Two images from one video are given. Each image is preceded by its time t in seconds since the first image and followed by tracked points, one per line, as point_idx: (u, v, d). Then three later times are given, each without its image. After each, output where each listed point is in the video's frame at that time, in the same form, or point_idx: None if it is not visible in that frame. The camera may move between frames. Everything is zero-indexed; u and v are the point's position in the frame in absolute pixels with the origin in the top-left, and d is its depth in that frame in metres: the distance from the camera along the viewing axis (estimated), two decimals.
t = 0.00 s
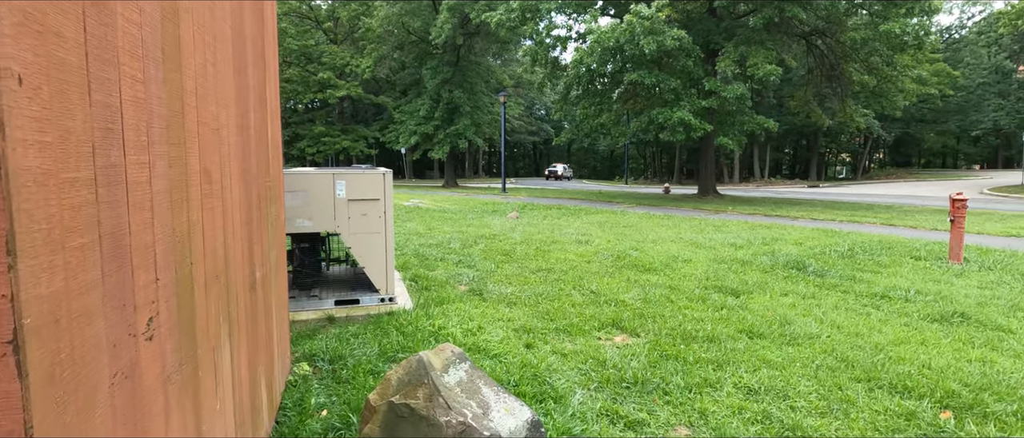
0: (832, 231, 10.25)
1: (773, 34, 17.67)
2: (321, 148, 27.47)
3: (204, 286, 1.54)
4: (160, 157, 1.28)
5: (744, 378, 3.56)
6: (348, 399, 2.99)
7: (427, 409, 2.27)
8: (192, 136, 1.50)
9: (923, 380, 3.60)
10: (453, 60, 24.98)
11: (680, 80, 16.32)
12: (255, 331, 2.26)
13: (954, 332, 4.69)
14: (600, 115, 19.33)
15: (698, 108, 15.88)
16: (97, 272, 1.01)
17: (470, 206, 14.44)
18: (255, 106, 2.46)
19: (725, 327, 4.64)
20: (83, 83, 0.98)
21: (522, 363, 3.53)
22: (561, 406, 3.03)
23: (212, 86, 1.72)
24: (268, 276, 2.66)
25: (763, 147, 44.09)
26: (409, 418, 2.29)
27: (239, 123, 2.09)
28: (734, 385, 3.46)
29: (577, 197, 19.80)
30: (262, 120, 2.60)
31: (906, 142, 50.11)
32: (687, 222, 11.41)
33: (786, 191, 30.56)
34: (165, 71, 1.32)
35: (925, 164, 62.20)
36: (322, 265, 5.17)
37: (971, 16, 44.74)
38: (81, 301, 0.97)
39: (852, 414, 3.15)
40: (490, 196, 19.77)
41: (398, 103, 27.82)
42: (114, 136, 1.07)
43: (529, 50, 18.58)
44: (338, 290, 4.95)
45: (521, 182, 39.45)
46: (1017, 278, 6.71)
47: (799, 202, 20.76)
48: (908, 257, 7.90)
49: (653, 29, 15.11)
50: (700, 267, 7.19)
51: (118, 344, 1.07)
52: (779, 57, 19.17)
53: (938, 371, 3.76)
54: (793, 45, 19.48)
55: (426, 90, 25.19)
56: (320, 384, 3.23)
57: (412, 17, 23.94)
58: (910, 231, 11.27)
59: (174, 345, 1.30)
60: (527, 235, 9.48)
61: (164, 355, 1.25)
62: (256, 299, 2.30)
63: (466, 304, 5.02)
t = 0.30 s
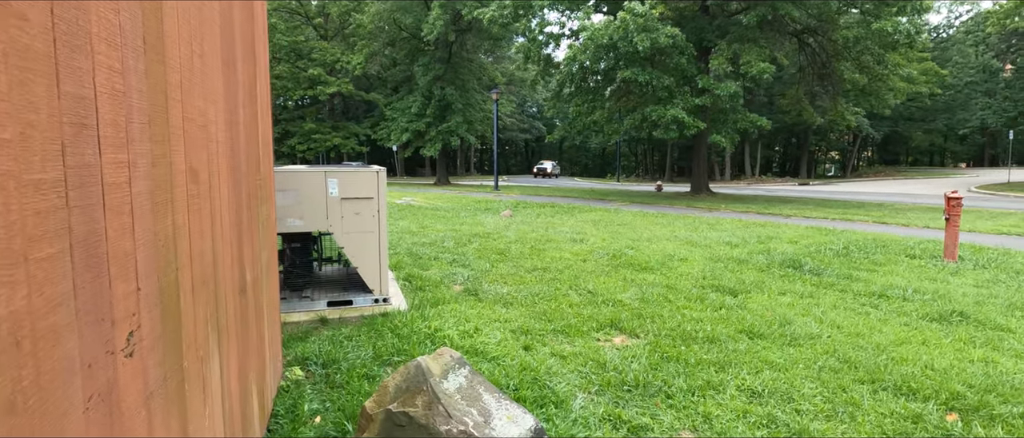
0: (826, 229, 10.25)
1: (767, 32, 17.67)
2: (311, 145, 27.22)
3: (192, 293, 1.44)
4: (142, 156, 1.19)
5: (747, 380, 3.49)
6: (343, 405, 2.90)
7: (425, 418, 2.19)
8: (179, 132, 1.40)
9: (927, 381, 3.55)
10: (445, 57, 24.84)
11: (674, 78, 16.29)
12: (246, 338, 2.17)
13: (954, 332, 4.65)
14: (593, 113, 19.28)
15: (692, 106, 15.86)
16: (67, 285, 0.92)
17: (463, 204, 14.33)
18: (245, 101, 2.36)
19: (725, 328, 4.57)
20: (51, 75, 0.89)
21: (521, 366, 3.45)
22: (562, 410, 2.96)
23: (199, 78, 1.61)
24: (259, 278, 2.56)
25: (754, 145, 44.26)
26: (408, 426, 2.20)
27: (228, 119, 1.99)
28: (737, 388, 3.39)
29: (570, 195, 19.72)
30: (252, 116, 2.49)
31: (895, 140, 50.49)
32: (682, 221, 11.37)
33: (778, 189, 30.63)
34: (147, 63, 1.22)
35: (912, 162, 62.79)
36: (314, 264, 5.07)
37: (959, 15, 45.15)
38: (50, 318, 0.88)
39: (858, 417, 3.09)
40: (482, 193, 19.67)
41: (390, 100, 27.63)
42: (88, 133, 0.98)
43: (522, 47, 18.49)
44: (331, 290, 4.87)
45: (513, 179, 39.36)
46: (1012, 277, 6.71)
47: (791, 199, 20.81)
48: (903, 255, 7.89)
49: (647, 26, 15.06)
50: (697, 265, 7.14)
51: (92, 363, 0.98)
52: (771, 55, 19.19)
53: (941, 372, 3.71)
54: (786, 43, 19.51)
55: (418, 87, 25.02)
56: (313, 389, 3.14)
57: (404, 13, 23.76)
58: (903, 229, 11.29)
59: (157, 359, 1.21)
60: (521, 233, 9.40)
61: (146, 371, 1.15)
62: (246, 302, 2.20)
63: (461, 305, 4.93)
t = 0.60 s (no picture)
0: (820, 224, 10.25)
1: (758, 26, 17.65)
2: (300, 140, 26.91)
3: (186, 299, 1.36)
4: (131, 153, 1.09)
5: (751, 378, 3.44)
6: (340, 409, 2.81)
7: (429, 424, 2.11)
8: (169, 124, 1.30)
9: (931, 378, 3.52)
10: (435, 50, 24.62)
11: (666, 72, 16.23)
12: (241, 342, 2.08)
13: (953, 327, 4.63)
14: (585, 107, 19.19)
15: (684, 100, 15.82)
16: (50, 301, 0.83)
17: (455, 199, 14.21)
18: (237, 92, 2.25)
19: (725, 325, 4.52)
20: (26, 64, 0.79)
21: (522, 366, 3.37)
22: (566, 412, 2.90)
23: (189, 68, 1.51)
24: (253, 278, 2.45)
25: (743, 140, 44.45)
26: (410, 432, 2.13)
27: (220, 112, 1.89)
28: (741, 387, 3.34)
29: (562, 189, 19.66)
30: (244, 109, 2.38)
31: (882, 135, 50.90)
32: (675, 216, 11.34)
33: (768, 183, 30.73)
34: (135, 52, 1.12)
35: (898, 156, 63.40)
36: (306, 262, 4.96)
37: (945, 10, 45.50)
38: (30, 340, 0.79)
39: (865, 416, 3.04)
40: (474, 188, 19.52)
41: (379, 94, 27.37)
42: (73, 129, 0.89)
43: (514, 40, 18.35)
44: (324, 289, 4.76)
45: (504, 174, 39.27)
46: (1005, 271, 6.72)
47: (781, 194, 20.88)
48: (897, 250, 7.90)
49: (639, 20, 14.98)
50: (692, 261, 7.10)
51: (79, 387, 0.90)
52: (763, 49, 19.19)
53: (944, 369, 3.68)
54: (777, 37, 19.52)
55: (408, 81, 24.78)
56: (309, 391, 3.04)
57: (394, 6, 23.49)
58: (895, 223, 11.34)
59: (149, 372, 1.12)
60: (515, 229, 9.31)
61: (138, 387, 1.07)
62: (240, 304, 2.10)
63: (458, 303, 4.84)
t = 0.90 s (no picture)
0: (812, 219, 10.26)
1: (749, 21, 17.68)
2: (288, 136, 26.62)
3: (177, 305, 1.27)
4: (117, 147, 1.00)
5: (754, 377, 3.40)
6: (337, 414, 2.73)
7: (431, 429, 2.04)
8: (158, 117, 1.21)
9: (933, 375, 3.49)
10: (425, 46, 24.44)
11: (658, 67, 16.20)
12: (235, 347, 1.99)
13: (951, 323, 4.62)
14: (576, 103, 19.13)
15: (675, 96, 15.80)
16: (28, 316, 0.75)
17: (446, 195, 14.10)
18: (227, 83, 2.15)
19: (724, 322, 4.48)
20: None
21: (522, 367, 3.30)
22: (569, 414, 2.85)
23: (180, 59, 1.42)
24: (245, 278, 2.35)
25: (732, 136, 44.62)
26: None
27: (211, 105, 1.79)
28: (744, 385, 3.30)
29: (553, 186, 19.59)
30: (235, 101, 2.27)
31: (868, 131, 51.37)
32: (668, 211, 11.33)
33: (756, 179, 30.91)
34: (120, 38, 1.03)
35: (884, 152, 64.03)
36: (297, 260, 4.85)
37: (931, 6, 45.95)
38: (6, 360, 0.71)
39: (869, 415, 3.01)
40: (465, 184, 19.39)
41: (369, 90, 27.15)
42: (52, 120, 0.80)
43: (504, 36, 18.24)
44: (316, 288, 4.67)
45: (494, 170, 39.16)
46: (997, 266, 6.75)
47: (770, 189, 20.97)
48: (890, 246, 7.92)
49: (631, 15, 14.93)
50: (687, 257, 7.06)
51: (62, 408, 0.81)
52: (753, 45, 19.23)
53: (945, 365, 3.66)
54: (767, 32, 19.56)
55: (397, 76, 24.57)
56: (303, 394, 2.97)
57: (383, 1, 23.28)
58: (885, 218, 11.38)
59: (139, 386, 1.04)
60: (508, 225, 9.24)
61: (127, 403, 0.98)
62: (235, 307, 2.01)
63: (453, 301, 4.75)
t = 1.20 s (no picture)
0: (808, 215, 10.23)
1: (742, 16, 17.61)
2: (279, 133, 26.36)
3: (148, 306, 1.23)
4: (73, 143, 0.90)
5: (756, 376, 3.32)
6: (328, 420, 2.63)
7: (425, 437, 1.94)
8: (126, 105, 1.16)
9: (937, 372, 3.43)
10: (417, 41, 24.25)
11: (652, 63, 16.12)
12: (217, 352, 1.93)
13: (951, 318, 4.57)
14: (570, 99, 19.04)
15: (669, 91, 15.73)
16: None
17: (439, 192, 13.96)
18: (212, 79, 2.08)
19: (724, 319, 4.41)
20: None
21: (519, 369, 3.21)
22: (569, 417, 2.75)
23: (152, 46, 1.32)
24: (230, 280, 2.25)
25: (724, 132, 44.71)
26: None
27: (190, 99, 1.69)
28: (747, 385, 3.22)
29: (547, 182, 19.47)
30: (218, 95, 2.16)
31: (859, 127, 51.63)
32: (663, 207, 11.26)
33: (750, 175, 30.95)
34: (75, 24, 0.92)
35: (874, 148, 64.36)
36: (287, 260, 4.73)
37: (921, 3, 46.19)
38: None
39: (876, 415, 2.93)
40: (458, 181, 19.25)
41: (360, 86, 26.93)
42: None
43: (497, 31, 18.09)
44: (305, 288, 4.55)
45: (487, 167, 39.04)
46: (994, 260, 6.72)
47: (764, 185, 20.97)
48: (887, 241, 7.88)
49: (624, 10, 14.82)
50: (683, 254, 6.99)
51: None
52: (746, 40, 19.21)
53: (949, 363, 3.60)
54: (760, 27, 19.52)
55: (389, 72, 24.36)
56: (292, 398, 2.87)
57: None
58: (879, 213, 11.36)
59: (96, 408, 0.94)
60: (502, 222, 9.14)
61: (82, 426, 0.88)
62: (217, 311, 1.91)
63: (448, 300, 4.65)
